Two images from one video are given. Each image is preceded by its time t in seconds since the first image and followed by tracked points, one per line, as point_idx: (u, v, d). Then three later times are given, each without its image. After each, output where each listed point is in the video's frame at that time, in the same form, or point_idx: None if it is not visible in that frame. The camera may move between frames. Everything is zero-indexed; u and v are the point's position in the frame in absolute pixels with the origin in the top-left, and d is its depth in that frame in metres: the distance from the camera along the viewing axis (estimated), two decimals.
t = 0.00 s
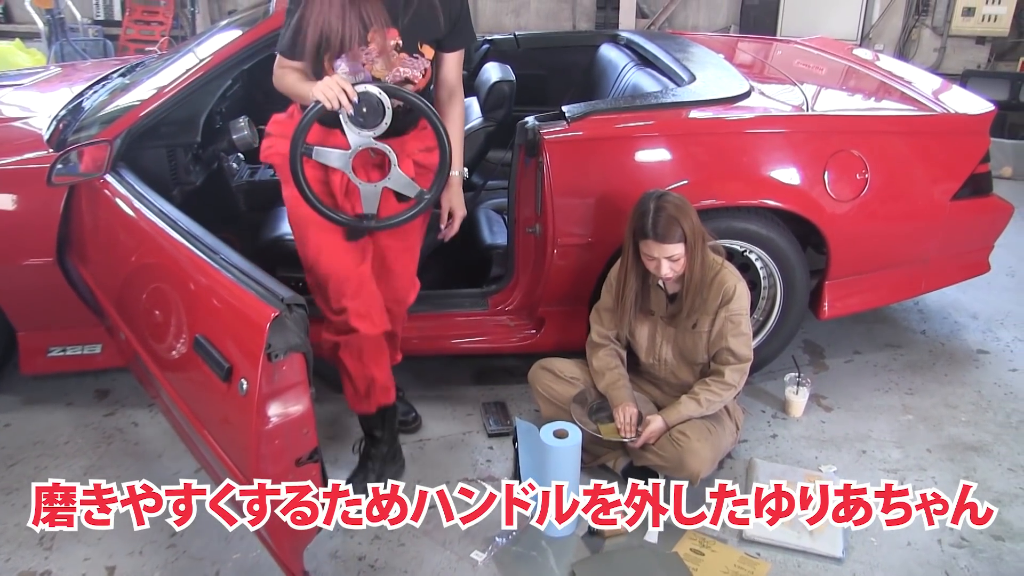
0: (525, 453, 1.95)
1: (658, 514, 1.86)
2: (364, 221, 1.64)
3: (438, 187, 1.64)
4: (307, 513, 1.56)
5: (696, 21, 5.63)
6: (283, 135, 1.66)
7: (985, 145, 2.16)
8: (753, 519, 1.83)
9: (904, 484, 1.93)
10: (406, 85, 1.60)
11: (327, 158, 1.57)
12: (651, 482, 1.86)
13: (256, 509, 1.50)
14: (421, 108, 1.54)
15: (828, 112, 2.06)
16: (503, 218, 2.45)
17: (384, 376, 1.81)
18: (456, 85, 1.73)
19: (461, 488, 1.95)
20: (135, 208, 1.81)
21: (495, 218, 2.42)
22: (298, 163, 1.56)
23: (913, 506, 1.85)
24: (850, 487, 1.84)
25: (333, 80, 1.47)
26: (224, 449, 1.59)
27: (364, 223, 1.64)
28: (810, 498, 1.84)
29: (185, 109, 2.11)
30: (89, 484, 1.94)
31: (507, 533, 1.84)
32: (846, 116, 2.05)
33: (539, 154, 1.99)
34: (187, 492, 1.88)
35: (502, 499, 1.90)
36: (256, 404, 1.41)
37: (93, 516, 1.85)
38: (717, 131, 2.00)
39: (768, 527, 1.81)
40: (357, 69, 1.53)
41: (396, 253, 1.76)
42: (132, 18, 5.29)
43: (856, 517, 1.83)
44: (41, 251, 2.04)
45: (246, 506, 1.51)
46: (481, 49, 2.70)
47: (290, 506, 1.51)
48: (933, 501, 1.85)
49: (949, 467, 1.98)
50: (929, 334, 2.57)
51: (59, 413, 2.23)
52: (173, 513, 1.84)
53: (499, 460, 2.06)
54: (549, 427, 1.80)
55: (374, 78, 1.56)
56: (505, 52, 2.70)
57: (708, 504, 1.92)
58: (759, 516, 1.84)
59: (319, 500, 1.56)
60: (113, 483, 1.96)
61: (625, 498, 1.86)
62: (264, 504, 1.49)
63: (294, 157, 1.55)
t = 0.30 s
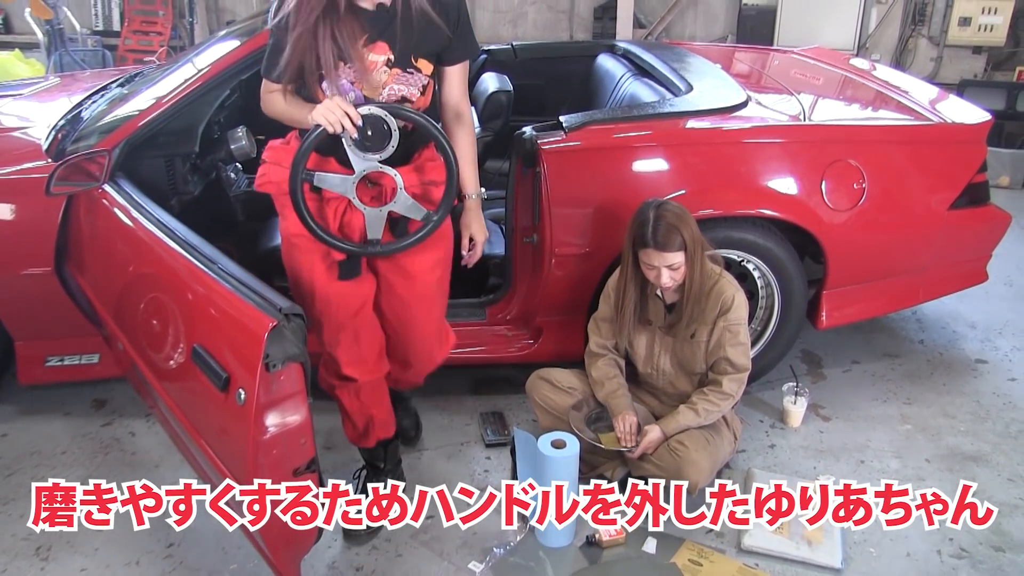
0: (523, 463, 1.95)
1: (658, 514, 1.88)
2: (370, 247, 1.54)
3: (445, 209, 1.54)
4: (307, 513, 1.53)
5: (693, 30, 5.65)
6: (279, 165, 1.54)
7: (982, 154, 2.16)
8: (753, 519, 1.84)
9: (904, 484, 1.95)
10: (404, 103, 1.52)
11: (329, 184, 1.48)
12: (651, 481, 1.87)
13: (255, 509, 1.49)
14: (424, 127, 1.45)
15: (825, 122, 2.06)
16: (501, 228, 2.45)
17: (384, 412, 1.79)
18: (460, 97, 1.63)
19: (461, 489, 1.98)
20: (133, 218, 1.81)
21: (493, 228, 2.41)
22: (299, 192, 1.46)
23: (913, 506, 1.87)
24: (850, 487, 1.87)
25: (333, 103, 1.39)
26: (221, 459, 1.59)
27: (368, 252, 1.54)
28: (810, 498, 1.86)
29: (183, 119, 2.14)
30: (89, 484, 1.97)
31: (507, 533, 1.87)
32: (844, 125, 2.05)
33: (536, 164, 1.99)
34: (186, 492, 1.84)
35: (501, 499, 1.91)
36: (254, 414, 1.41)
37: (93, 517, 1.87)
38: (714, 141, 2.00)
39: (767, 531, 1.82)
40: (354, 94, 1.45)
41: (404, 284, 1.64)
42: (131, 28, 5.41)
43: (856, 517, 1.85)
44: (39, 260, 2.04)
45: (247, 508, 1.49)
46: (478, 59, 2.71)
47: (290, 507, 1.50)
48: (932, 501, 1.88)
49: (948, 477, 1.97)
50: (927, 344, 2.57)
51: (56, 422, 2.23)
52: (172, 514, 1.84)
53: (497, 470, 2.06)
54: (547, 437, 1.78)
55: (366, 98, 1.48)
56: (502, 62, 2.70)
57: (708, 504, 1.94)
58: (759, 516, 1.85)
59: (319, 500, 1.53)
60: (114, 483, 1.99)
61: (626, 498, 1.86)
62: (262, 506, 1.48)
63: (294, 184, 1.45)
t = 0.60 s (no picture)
0: (523, 473, 1.93)
1: (659, 514, 1.88)
2: (380, 262, 1.42)
3: (462, 216, 1.43)
4: (308, 513, 1.49)
5: (693, 42, 5.83)
6: (281, 187, 1.46)
7: (982, 166, 2.16)
8: (754, 519, 1.86)
9: (904, 484, 1.99)
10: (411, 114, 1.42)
11: (334, 195, 1.36)
12: (651, 481, 1.89)
13: (256, 509, 1.47)
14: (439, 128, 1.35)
15: (825, 134, 2.06)
16: (501, 239, 2.44)
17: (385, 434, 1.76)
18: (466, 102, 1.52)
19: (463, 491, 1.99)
20: (133, 229, 1.82)
21: (493, 240, 2.41)
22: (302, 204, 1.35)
23: (913, 506, 1.90)
24: (849, 487, 1.91)
25: (333, 104, 1.28)
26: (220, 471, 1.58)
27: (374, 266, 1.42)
28: (810, 498, 1.92)
29: (183, 130, 2.15)
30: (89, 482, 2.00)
31: (507, 532, 1.90)
32: (844, 137, 2.05)
33: (536, 176, 1.99)
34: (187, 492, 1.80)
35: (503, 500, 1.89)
36: (253, 425, 1.40)
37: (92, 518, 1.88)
38: (713, 153, 2.00)
39: (766, 544, 1.79)
40: (359, 103, 1.33)
41: (414, 304, 1.46)
42: (131, 40, 5.55)
43: (856, 517, 1.88)
44: (39, 271, 2.04)
45: (246, 507, 1.47)
46: (477, 71, 2.72)
47: (290, 508, 1.47)
48: (933, 501, 1.91)
49: (948, 490, 1.97)
50: (927, 356, 2.57)
51: (56, 433, 2.23)
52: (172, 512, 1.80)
53: (495, 482, 2.05)
54: (546, 449, 1.77)
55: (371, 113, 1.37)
56: (502, 74, 2.71)
57: (708, 504, 1.94)
58: (759, 516, 1.86)
59: (319, 500, 1.50)
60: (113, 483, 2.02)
61: (625, 498, 1.89)
62: (261, 507, 1.46)
63: (295, 196, 1.34)
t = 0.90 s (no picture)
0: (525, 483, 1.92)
1: (659, 514, 1.85)
2: (398, 315, 1.22)
3: (492, 266, 1.19)
4: (308, 513, 1.48)
5: (697, 50, 5.95)
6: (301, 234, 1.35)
7: (987, 175, 2.15)
8: (754, 519, 1.87)
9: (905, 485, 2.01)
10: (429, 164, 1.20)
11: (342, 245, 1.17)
12: (651, 481, 1.86)
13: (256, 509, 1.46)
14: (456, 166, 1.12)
15: (830, 142, 2.05)
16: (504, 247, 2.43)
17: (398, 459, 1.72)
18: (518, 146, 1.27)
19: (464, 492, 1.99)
20: (137, 235, 1.82)
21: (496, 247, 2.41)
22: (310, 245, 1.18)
23: (913, 506, 1.92)
24: (850, 487, 1.91)
25: (331, 142, 1.09)
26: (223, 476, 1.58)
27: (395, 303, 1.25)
28: (809, 498, 1.94)
29: (188, 137, 2.18)
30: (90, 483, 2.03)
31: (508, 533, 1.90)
32: (849, 145, 2.04)
33: (540, 183, 1.98)
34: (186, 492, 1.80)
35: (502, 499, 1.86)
36: (256, 431, 1.39)
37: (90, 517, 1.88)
38: (718, 162, 1.99)
39: (769, 553, 1.78)
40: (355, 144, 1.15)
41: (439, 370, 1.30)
42: (136, 47, 5.57)
43: (856, 517, 1.89)
44: (44, 276, 2.05)
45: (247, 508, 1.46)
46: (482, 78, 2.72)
47: (288, 508, 1.46)
48: (933, 500, 1.92)
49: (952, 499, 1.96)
50: (932, 365, 2.57)
51: (60, 438, 2.24)
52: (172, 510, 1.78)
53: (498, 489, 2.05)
54: (549, 457, 1.75)
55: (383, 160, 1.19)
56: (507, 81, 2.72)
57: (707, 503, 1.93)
58: (759, 516, 1.87)
59: (320, 500, 1.48)
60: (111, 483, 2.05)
61: (625, 498, 1.87)
62: (260, 509, 1.45)
63: (302, 244, 1.17)
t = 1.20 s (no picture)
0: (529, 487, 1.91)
1: (659, 514, 1.85)
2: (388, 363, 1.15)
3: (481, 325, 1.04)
4: (308, 513, 1.46)
5: (700, 54, 5.95)
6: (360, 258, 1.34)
7: (991, 179, 2.16)
8: (753, 519, 1.87)
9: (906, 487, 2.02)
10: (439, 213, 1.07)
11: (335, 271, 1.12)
12: (651, 481, 1.86)
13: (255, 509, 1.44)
14: (446, 200, 0.97)
15: (834, 146, 2.05)
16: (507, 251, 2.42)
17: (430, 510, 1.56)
18: (574, 183, 0.93)
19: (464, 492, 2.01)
20: (140, 238, 1.82)
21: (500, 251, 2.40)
22: (307, 268, 1.16)
23: (913, 506, 1.93)
24: (850, 487, 1.90)
25: (315, 155, 1.07)
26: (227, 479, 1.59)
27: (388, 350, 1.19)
28: (809, 498, 1.93)
29: (192, 141, 2.16)
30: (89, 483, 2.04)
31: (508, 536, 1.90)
32: (852, 149, 2.04)
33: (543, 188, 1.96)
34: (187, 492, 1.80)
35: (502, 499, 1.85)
36: (261, 435, 1.39)
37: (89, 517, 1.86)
38: (721, 166, 1.99)
39: (773, 556, 1.77)
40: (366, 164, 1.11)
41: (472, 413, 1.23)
42: (140, 50, 5.59)
43: (856, 517, 1.89)
44: (47, 279, 2.04)
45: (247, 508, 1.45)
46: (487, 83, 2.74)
47: (288, 509, 1.44)
48: (932, 501, 1.93)
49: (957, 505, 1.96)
50: (935, 369, 2.57)
51: (63, 442, 2.24)
52: (173, 511, 1.75)
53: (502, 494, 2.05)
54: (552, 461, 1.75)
55: (391, 193, 1.09)
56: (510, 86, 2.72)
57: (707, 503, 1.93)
58: (759, 516, 1.87)
59: (320, 500, 1.45)
60: (111, 483, 2.06)
61: (625, 498, 1.86)
62: (260, 509, 1.43)
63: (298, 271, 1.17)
